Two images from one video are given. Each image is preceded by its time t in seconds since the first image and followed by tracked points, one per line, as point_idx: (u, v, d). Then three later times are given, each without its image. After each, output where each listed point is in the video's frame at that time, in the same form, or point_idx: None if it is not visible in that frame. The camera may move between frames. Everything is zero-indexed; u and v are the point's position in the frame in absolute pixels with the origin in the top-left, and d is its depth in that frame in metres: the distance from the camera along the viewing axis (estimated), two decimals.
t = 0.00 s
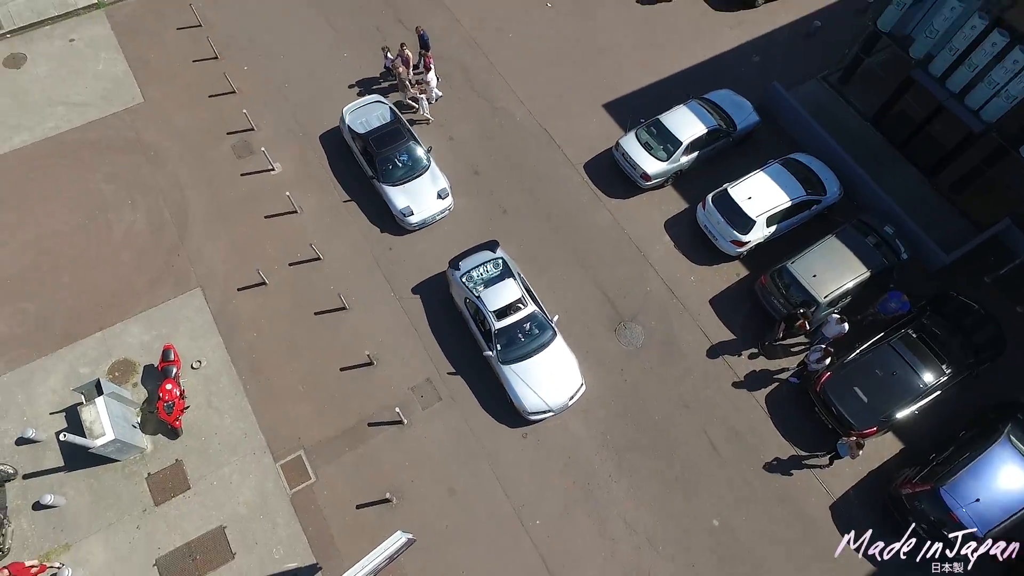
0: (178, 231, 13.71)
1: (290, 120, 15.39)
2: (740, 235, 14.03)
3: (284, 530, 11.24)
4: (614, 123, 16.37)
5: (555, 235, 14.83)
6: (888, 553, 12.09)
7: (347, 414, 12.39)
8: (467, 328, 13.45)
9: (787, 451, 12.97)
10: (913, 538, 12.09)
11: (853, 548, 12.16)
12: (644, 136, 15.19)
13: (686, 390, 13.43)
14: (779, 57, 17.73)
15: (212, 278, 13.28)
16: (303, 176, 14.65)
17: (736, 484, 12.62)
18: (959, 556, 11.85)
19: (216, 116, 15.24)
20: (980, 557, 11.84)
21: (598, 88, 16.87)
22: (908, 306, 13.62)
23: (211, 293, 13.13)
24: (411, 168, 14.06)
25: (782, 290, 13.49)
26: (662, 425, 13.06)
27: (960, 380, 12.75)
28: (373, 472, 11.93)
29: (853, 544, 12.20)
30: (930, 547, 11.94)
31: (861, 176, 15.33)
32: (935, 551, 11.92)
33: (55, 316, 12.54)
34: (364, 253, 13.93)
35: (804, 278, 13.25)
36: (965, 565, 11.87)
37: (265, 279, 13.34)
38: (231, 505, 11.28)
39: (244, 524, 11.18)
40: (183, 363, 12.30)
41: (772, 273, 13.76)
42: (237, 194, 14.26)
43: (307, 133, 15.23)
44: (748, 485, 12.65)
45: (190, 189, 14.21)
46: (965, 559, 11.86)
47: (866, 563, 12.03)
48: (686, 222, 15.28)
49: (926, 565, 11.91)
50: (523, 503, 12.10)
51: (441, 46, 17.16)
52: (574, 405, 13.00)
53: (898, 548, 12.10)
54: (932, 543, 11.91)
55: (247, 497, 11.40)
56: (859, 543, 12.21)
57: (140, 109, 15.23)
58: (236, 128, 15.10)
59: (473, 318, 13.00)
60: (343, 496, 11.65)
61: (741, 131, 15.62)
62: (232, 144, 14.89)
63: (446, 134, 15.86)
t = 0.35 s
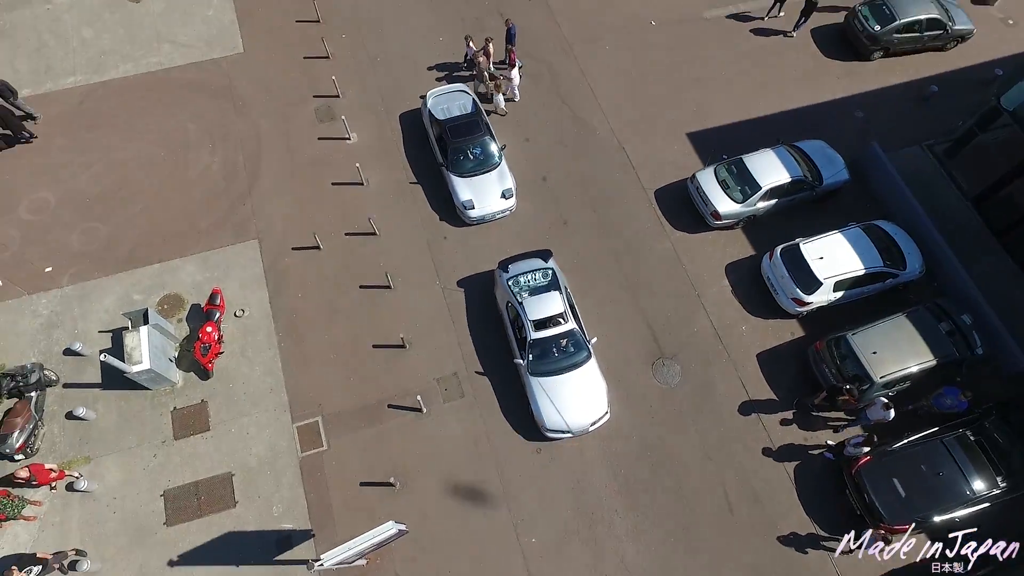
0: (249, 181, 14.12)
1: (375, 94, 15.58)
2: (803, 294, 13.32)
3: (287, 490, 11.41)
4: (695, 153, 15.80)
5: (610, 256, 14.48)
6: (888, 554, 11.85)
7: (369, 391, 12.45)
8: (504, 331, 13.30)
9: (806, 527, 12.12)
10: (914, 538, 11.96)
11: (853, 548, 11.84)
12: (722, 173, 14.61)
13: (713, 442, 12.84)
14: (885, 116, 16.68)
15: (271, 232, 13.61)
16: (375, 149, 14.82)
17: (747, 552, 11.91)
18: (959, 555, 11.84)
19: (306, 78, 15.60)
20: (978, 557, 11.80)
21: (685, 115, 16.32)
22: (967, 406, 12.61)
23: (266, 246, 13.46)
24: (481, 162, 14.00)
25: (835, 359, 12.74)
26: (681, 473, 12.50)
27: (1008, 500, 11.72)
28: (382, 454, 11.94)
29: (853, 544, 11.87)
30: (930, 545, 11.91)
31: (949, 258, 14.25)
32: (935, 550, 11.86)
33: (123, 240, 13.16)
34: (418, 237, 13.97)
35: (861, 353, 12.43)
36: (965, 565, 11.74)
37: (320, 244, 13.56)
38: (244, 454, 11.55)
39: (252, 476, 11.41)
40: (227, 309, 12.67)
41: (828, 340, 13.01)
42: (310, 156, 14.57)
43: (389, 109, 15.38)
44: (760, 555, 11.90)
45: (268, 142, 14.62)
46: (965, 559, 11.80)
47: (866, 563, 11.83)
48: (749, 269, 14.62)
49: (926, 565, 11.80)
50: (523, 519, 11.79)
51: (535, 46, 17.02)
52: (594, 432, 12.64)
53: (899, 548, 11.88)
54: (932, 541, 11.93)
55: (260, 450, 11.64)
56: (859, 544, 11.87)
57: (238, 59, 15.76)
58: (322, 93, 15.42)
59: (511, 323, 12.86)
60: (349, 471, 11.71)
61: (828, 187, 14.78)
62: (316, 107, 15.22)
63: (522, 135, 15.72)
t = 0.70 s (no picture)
0: (340, 140, 14.36)
1: (479, 80, 15.54)
2: (874, 377, 12.39)
3: (309, 446, 11.55)
4: (790, 205, 14.96)
5: (676, 292, 13.94)
6: (889, 554, 11.53)
7: (408, 370, 12.45)
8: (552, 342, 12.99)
9: None
10: (914, 538, 11.66)
11: (853, 549, 11.71)
12: (815, 232, 13.79)
13: (743, 507, 12.07)
14: (1012, 209, 15.23)
15: (350, 193, 13.80)
16: (467, 134, 14.77)
17: None
18: (959, 555, 11.60)
19: (417, 52, 15.73)
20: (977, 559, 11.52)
21: (788, 164, 15.48)
22: None
23: (342, 206, 13.65)
24: (568, 168, 13.72)
25: (892, 454, 11.69)
26: (702, 531, 11.83)
27: None
28: (407, 435, 11.92)
29: (853, 544, 11.75)
30: (929, 545, 11.70)
31: None
32: (934, 550, 11.63)
33: (214, 172, 13.66)
34: (489, 230, 13.85)
35: (922, 456, 11.30)
36: (965, 565, 11.52)
37: (393, 215, 13.64)
38: (277, 402, 11.78)
39: (280, 424, 11.61)
40: (294, 259, 12.94)
41: (890, 432, 11.96)
42: (404, 128, 14.68)
43: (489, 97, 15.30)
44: None
45: (366, 107, 14.84)
46: (965, 560, 11.54)
47: (865, 564, 11.62)
48: (821, 338, 13.74)
49: (923, 564, 11.61)
50: (529, 534, 11.46)
51: (648, 64, 16.55)
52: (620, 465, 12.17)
53: (899, 548, 11.61)
54: (931, 541, 11.74)
55: (293, 401, 11.83)
56: (860, 544, 11.74)
57: (357, 21, 16.07)
58: (429, 69, 15.50)
59: (561, 335, 12.59)
60: (371, 443, 11.74)
61: (928, 271, 13.66)
62: (420, 81, 15.33)
63: (615, 150, 15.34)
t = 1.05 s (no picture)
0: (440, 120, 14.37)
1: (590, 88, 15.18)
2: (936, 486, 11.35)
3: (343, 410, 11.58)
4: (886, 284, 13.94)
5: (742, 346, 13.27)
6: (889, 554, 11.64)
7: (454, 360, 12.33)
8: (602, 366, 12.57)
9: None
10: None
11: (854, 548, 11.64)
12: (906, 318, 12.78)
13: None
14: None
15: (436, 173, 13.81)
16: (565, 140, 14.50)
17: None
18: (959, 554, 11.65)
19: (534, 48, 15.52)
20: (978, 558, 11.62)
21: (894, 241, 14.41)
22: None
23: (427, 184, 13.67)
24: (658, 195, 13.24)
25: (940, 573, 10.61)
26: None
27: None
28: (438, 423, 11.79)
29: (853, 543, 11.70)
30: (929, 545, 11.71)
31: None
32: (935, 550, 11.61)
33: (315, 126, 13.96)
34: (564, 239, 13.58)
35: None
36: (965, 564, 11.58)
37: (474, 205, 13.56)
38: (323, 359, 11.89)
39: (321, 382, 11.71)
40: (370, 226, 13.06)
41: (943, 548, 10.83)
42: (503, 120, 14.55)
43: (595, 106, 14.94)
44: None
45: (472, 92, 14.77)
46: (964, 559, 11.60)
47: (867, 563, 11.56)
48: (888, 432, 12.72)
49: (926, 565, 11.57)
50: (536, 553, 11.08)
51: (767, 105, 15.74)
52: (644, 509, 11.63)
53: (899, 548, 11.69)
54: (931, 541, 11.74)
55: (338, 363, 11.91)
56: (860, 543, 11.70)
57: (484, 6, 15.99)
58: (542, 67, 15.28)
59: (612, 362, 12.18)
60: (402, 423, 11.67)
61: None
62: (530, 77, 15.13)
63: (711, 187, 14.74)
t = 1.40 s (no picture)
0: (543, 122, 14.21)
1: (702, 121, 14.60)
2: None
3: (383, 383, 11.58)
4: (975, 398, 12.71)
5: (799, 422, 12.45)
6: (888, 554, 11.53)
7: (502, 361, 12.12)
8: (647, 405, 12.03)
9: None
10: None
11: (853, 549, 11.54)
12: (987, 436, 11.55)
13: None
14: None
15: (527, 173, 13.66)
16: (663, 168, 14.04)
17: None
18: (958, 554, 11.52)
19: (655, 69, 15.05)
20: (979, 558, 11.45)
21: (996, 353, 13.11)
22: None
23: (515, 182, 13.54)
24: (747, 246, 12.61)
25: None
26: None
27: None
28: (471, 419, 11.60)
29: (853, 544, 11.58)
30: (928, 545, 11.60)
31: None
32: None
33: (422, 102, 14.09)
34: (639, 268, 13.16)
35: None
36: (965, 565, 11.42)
37: (557, 213, 13.32)
38: (376, 330, 11.95)
39: (369, 351, 11.77)
40: (452, 210, 13.04)
41: None
42: (606, 135, 14.24)
43: (703, 141, 14.37)
44: None
45: (581, 100, 14.52)
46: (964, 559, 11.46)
47: (866, 563, 11.45)
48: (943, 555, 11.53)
49: (926, 565, 11.45)
50: None
51: (886, 179, 14.69)
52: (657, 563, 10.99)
53: (899, 548, 11.58)
54: (932, 541, 11.62)
55: (389, 336, 11.94)
56: (859, 544, 11.59)
57: (614, 18, 15.62)
58: (658, 91, 14.81)
59: (658, 403, 11.64)
60: (436, 410, 11.56)
61: None
62: (643, 97, 14.71)
63: (804, 251, 13.94)
